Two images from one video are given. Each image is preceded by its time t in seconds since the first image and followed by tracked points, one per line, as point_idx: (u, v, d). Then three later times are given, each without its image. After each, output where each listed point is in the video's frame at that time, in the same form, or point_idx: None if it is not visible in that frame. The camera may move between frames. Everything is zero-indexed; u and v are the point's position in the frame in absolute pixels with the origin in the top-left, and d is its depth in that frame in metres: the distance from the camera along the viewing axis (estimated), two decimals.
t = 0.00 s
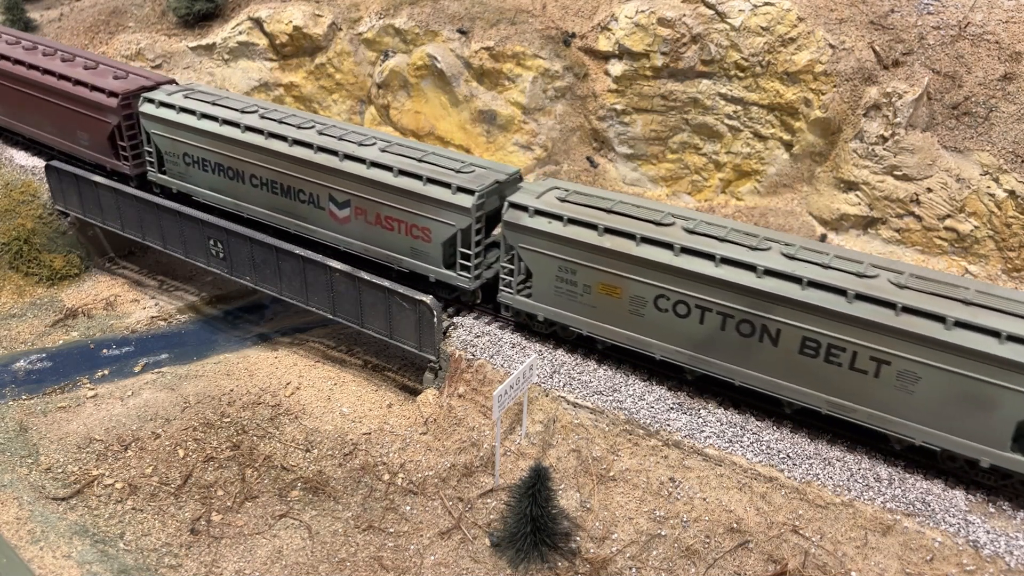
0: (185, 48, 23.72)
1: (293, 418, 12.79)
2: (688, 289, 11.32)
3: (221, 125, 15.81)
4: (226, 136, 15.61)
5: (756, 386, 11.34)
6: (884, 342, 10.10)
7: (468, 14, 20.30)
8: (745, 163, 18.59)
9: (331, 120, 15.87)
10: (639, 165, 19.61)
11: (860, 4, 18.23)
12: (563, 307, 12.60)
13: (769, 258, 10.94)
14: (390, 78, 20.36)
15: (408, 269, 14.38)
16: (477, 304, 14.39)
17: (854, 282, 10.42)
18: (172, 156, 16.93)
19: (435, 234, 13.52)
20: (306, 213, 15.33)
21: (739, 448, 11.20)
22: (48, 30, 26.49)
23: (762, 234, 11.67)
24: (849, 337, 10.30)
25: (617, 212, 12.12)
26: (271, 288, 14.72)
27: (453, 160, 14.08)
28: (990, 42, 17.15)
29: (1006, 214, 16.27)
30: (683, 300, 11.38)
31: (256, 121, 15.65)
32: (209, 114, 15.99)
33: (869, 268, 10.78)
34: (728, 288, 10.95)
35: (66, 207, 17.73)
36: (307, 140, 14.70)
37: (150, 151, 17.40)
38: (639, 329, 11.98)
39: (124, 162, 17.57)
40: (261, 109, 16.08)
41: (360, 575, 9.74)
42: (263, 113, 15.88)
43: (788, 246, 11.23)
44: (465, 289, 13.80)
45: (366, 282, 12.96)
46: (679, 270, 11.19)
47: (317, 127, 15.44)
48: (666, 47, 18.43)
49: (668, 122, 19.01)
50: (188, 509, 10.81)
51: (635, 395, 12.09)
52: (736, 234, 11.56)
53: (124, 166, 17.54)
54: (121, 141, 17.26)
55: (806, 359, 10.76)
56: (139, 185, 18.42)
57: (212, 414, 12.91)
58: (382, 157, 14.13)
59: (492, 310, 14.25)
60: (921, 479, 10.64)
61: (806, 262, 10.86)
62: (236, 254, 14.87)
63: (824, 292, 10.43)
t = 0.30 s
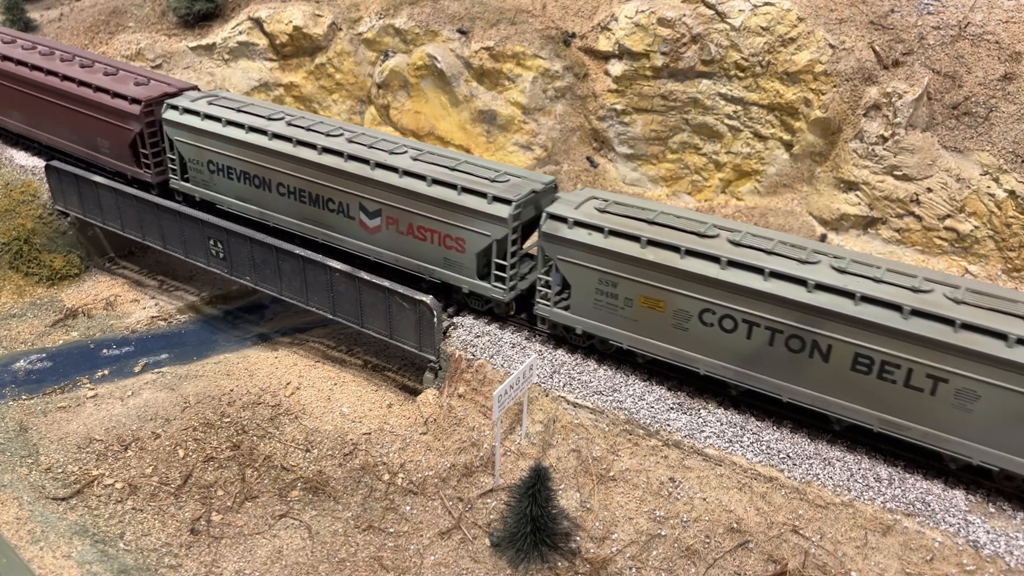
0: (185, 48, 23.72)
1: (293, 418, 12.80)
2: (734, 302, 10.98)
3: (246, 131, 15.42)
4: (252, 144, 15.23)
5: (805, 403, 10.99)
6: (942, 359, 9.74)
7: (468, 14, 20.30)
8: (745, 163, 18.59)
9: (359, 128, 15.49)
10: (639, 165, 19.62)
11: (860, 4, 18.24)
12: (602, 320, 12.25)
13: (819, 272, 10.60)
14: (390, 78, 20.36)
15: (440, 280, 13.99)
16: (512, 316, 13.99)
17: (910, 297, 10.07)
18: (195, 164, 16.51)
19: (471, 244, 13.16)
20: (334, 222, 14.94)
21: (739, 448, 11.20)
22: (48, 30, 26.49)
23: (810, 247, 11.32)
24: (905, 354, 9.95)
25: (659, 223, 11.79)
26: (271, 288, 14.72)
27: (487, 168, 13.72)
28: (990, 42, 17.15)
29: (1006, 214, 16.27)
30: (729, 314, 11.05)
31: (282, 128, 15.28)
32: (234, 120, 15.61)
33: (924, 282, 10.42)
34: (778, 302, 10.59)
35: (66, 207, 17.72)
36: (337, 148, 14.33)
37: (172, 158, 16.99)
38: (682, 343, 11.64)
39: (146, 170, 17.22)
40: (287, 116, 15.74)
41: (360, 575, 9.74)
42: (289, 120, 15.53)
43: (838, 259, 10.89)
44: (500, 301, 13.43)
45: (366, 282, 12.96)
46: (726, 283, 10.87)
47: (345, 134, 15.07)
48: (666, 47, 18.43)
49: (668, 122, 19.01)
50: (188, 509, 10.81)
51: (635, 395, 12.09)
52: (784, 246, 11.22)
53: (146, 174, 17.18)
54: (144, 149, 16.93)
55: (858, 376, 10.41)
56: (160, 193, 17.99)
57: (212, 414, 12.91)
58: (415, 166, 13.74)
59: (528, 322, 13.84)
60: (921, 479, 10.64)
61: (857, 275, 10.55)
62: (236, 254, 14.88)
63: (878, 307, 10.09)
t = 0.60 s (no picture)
0: (185, 48, 23.72)
1: (293, 418, 12.80)
2: (784, 317, 10.68)
3: (275, 139, 15.24)
4: (281, 152, 15.05)
5: (856, 420, 10.70)
6: (1002, 377, 9.46)
7: (468, 14, 20.31)
8: (745, 163, 18.59)
9: (389, 135, 15.28)
10: (639, 165, 19.62)
11: (860, 4, 18.24)
12: (644, 334, 11.96)
13: (872, 286, 10.32)
14: (390, 78, 20.36)
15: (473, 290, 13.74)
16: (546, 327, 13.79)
17: (967, 313, 9.80)
18: (220, 172, 16.37)
19: (506, 255, 12.92)
20: (365, 231, 14.72)
21: (739, 448, 11.21)
22: (48, 30, 26.49)
23: (859, 260, 11.05)
24: (963, 371, 9.66)
25: (702, 234, 11.51)
26: (271, 288, 14.72)
27: (522, 177, 13.49)
28: (990, 42, 17.14)
29: (1006, 214, 16.26)
30: (778, 329, 10.75)
31: (311, 136, 15.10)
32: (262, 128, 15.43)
33: (980, 297, 10.15)
34: (831, 318, 10.29)
35: (66, 207, 17.73)
36: (368, 156, 14.12)
37: (196, 166, 16.86)
38: (727, 358, 11.35)
39: (168, 178, 17.14)
40: (316, 124, 15.55)
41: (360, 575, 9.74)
42: (318, 128, 15.33)
43: (889, 273, 10.62)
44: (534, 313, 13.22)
45: (366, 283, 12.96)
46: (775, 298, 10.57)
47: (375, 142, 14.87)
48: (666, 47, 18.43)
49: (668, 122, 19.01)
50: (188, 509, 10.81)
51: (635, 395, 12.10)
52: (833, 259, 10.95)
53: (168, 182, 17.09)
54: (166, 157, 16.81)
55: (913, 393, 10.12)
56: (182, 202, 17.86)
57: (212, 414, 12.91)
58: (448, 175, 13.52)
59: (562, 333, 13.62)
60: (922, 480, 10.64)
61: (910, 290, 10.27)
62: (236, 254, 14.87)
63: (935, 323, 9.81)
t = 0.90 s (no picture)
0: (185, 48, 23.72)
1: (293, 418, 12.80)
2: (835, 332, 10.37)
3: (304, 147, 14.96)
4: (311, 161, 14.74)
5: (909, 438, 10.39)
6: None
7: (468, 14, 20.31)
8: (745, 163, 18.59)
9: (420, 143, 14.99)
10: (639, 165, 19.62)
11: (860, 4, 18.24)
12: (688, 348, 11.67)
13: (927, 301, 10.03)
14: (390, 78, 20.37)
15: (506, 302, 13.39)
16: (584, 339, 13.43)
17: None
18: (246, 180, 16.04)
19: (544, 266, 12.59)
20: (396, 241, 14.39)
21: (739, 448, 11.21)
22: (48, 30, 26.50)
23: (911, 273, 10.77)
24: None
25: (748, 247, 11.22)
26: (271, 288, 14.72)
27: (559, 187, 13.21)
28: (990, 42, 17.14)
29: (1006, 214, 16.25)
30: (829, 345, 10.45)
31: (340, 144, 14.80)
32: (290, 136, 15.14)
33: None
34: (886, 334, 10.00)
35: (66, 207, 17.72)
36: (400, 165, 13.80)
37: (220, 174, 16.50)
38: (775, 374, 11.05)
39: (192, 187, 16.73)
40: (345, 132, 15.27)
41: (360, 575, 9.74)
42: (347, 136, 15.06)
43: (944, 287, 10.35)
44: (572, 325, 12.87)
45: (366, 283, 12.97)
46: (827, 313, 10.28)
47: (406, 151, 14.57)
48: (666, 47, 18.43)
49: (668, 122, 19.01)
50: (188, 509, 10.81)
51: (635, 395, 12.10)
52: (884, 272, 10.67)
53: (192, 190, 16.69)
54: (189, 164, 16.45)
55: (970, 411, 9.81)
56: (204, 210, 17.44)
57: (212, 414, 12.91)
58: (483, 184, 13.22)
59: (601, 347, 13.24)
60: (921, 479, 10.65)
61: (967, 305, 9.98)
62: (236, 254, 14.87)
63: (994, 339, 9.51)
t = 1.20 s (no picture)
0: (185, 48, 23.72)
1: (293, 418, 12.80)
2: (888, 348, 10.04)
3: (331, 155, 14.61)
4: (340, 169, 14.37)
5: (963, 457, 10.06)
6: None
7: (468, 14, 20.31)
8: (745, 163, 18.60)
9: (451, 151, 14.63)
10: (639, 165, 19.62)
11: (860, 4, 18.24)
12: (732, 362, 11.35)
13: (985, 317, 9.70)
14: (390, 78, 20.37)
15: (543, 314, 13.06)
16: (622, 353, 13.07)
17: None
18: (271, 188, 15.70)
19: (583, 277, 12.28)
20: (427, 251, 14.04)
21: (738, 448, 11.21)
22: (48, 31, 26.50)
23: (965, 287, 10.44)
24: None
25: (795, 259, 10.91)
26: (271, 288, 14.72)
27: (597, 196, 12.86)
28: (990, 42, 17.14)
29: (1006, 214, 16.25)
30: (881, 361, 10.12)
31: (370, 152, 14.47)
32: (317, 143, 14.80)
33: None
34: (939, 349, 9.67)
35: (66, 207, 17.72)
36: (432, 173, 13.46)
37: (244, 182, 16.13)
38: (823, 390, 10.74)
39: (215, 194, 16.48)
40: (374, 139, 14.93)
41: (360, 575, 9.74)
42: (376, 143, 14.71)
43: (1001, 302, 10.02)
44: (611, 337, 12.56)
45: (366, 283, 12.97)
46: (881, 328, 9.95)
47: (437, 159, 14.21)
48: (666, 47, 18.43)
49: (668, 122, 19.01)
50: (188, 509, 10.81)
51: (635, 395, 12.10)
52: (938, 286, 10.33)
53: (215, 198, 16.42)
54: (213, 172, 16.18)
55: None
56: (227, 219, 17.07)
57: (212, 414, 12.91)
58: (518, 194, 12.88)
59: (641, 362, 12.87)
60: (921, 480, 10.65)
61: None
62: (236, 254, 14.88)
63: None
